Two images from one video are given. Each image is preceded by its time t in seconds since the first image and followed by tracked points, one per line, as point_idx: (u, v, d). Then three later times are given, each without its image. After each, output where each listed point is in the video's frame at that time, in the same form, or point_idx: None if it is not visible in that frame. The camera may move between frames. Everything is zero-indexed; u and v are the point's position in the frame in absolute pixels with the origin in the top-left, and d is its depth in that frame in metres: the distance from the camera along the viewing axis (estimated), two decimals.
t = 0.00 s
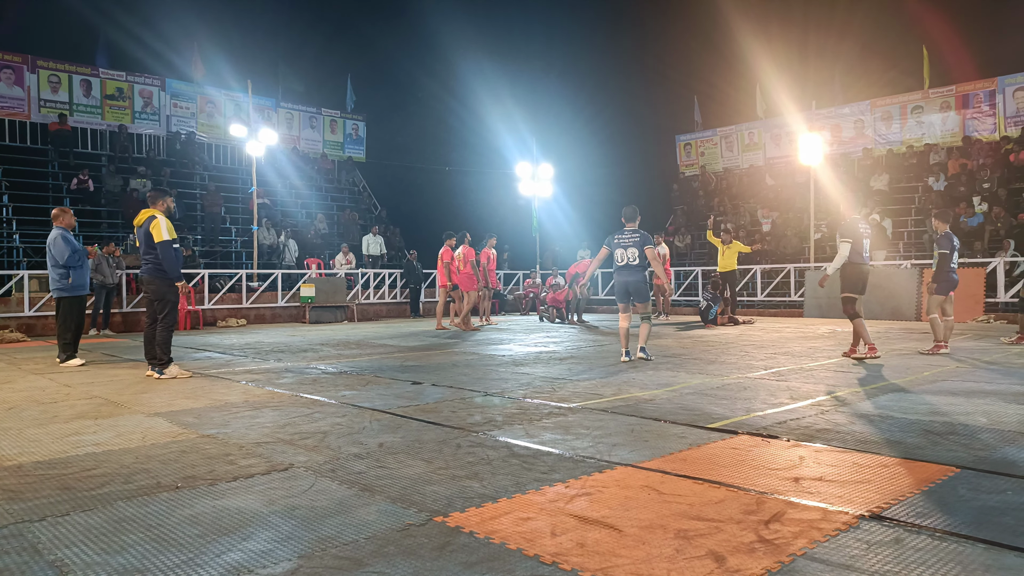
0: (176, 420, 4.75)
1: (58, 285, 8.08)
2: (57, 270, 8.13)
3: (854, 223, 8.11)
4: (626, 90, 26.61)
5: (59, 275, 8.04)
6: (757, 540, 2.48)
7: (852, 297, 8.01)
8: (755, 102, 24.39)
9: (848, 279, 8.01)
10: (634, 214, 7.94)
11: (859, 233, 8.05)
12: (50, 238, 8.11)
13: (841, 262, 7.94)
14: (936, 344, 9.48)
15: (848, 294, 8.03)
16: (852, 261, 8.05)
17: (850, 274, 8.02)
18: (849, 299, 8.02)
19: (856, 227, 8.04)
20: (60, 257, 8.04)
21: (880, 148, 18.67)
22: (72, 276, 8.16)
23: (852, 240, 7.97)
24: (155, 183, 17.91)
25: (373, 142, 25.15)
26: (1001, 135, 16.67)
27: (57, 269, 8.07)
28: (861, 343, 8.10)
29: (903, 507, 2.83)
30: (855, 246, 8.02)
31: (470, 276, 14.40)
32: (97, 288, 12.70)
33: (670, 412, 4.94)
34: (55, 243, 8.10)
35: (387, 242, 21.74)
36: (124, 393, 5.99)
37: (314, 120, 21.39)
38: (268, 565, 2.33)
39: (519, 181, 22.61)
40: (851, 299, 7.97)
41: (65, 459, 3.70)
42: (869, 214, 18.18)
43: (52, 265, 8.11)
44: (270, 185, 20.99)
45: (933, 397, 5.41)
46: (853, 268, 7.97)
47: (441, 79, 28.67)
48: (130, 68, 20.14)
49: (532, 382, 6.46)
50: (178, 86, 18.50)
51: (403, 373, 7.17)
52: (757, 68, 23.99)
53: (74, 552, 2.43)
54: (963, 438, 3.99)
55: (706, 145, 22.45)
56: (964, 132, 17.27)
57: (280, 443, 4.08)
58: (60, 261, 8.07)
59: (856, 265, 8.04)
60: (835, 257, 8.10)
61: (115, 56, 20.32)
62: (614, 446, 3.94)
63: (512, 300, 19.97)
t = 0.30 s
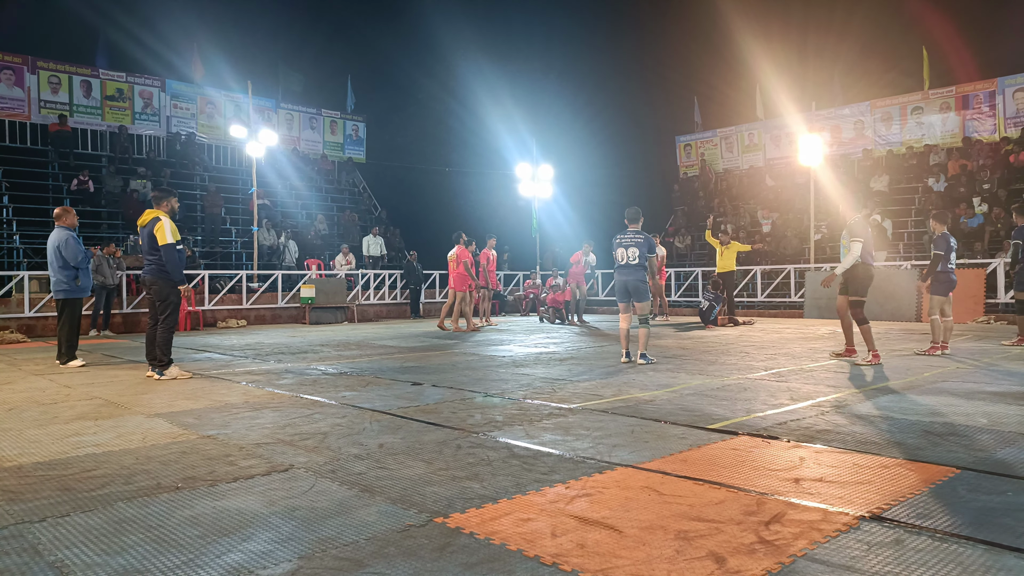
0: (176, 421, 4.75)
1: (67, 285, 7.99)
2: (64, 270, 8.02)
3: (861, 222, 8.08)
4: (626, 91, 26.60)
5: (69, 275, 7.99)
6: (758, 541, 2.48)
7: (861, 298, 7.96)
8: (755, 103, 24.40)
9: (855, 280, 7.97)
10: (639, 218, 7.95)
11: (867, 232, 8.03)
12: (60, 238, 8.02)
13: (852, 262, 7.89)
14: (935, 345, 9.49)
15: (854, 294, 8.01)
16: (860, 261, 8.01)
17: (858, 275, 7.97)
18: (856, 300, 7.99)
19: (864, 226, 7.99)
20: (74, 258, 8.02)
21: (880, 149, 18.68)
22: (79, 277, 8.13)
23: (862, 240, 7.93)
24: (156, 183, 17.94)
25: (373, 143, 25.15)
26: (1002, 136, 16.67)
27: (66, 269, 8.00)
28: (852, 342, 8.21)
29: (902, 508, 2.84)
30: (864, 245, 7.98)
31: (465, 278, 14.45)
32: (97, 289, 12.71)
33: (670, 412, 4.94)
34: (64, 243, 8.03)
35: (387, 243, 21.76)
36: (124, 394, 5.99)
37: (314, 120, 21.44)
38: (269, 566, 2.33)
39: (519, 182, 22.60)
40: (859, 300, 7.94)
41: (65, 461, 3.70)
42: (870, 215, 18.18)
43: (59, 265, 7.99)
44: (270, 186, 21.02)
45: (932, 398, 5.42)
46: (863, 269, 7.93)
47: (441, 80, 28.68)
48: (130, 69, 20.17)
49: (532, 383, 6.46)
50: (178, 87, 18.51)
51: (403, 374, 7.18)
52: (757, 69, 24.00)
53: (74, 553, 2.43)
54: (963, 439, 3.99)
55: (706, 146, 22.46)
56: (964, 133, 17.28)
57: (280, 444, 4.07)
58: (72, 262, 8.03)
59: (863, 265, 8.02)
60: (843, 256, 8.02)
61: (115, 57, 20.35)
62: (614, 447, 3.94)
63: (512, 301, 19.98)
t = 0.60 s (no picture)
0: (175, 422, 4.75)
1: (71, 285, 7.90)
2: (68, 270, 7.94)
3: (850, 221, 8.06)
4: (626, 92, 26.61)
5: (74, 275, 7.93)
6: (757, 541, 2.48)
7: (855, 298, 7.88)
8: (754, 104, 24.42)
9: (847, 279, 7.89)
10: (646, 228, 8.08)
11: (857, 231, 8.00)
12: (64, 238, 7.93)
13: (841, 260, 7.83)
14: (934, 346, 9.50)
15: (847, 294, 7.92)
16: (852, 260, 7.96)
17: (850, 275, 7.92)
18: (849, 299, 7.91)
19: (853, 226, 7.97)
20: (79, 259, 7.98)
21: (880, 149, 18.68)
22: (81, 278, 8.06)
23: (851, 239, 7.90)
24: (155, 184, 17.95)
25: (372, 143, 25.15)
26: (1001, 136, 16.67)
27: (69, 269, 7.94)
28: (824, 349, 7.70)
29: (902, 508, 2.84)
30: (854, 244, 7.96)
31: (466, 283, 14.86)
32: (97, 289, 12.71)
33: (669, 413, 4.94)
34: (69, 243, 7.96)
35: (386, 243, 21.77)
36: (124, 394, 5.98)
37: (313, 121, 21.43)
38: (268, 566, 2.33)
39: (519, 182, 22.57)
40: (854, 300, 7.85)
41: (64, 461, 3.70)
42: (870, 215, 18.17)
43: (63, 265, 7.90)
44: (269, 187, 21.03)
45: (932, 398, 5.42)
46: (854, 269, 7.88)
47: (441, 81, 28.68)
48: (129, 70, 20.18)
49: (532, 383, 6.47)
50: (178, 87, 18.51)
51: (403, 374, 7.18)
52: (756, 70, 24.02)
53: (73, 553, 2.42)
54: (962, 439, 4.00)
55: (705, 146, 22.43)
56: (964, 133, 17.30)
57: (279, 445, 4.07)
58: (76, 262, 7.98)
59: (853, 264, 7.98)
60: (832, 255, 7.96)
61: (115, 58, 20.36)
62: (614, 447, 3.94)
63: (511, 301, 19.99)
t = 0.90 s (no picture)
0: (175, 422, 4.75)
1: (69, 285, 7.90)
2: (66, 270, 7.93)
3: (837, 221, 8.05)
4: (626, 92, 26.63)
5: (72, 275, 7.94)
6: (757, 542, 2.48)
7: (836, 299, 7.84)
8: (754, 105, 24.43)
9: (830, 279, 7.87)
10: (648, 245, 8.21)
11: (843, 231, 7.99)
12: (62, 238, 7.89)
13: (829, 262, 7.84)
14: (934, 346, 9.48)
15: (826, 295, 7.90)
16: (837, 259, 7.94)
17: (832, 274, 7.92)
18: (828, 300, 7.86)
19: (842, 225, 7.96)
20: (77, 258, 7.99)
21: (880, 149, 18.67)
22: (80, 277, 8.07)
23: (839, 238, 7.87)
24: (155, 184, 17.96)
25: (372, 143, 25.14)
26: (1001, 136, 16.66)
27: (69, 269, 7.93)
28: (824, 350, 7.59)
29: (901, 508, 2.84)
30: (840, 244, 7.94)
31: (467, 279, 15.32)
32: (97, 290, 12.71)
33: (670, 413, 4.94)
34: (66, 242, 7.95)
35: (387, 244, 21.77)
36: (124, 394, 5.98)
37: (313, 121, 21.42)
38: (268, 566, 2.33)
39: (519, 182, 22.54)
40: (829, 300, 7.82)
41: (64, 461, 3.69)
42: (870, 216, 18.16)
43: (61, 264, 7.91)
44: (270, 187, 21.04)
45: (932, 399, 5.42)
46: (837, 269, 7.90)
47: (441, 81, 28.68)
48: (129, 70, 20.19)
49: (532, 384, 6.47)
50: (178, 88, 18.51)
51: (403, 375, 7.18)
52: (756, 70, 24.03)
53: (73, 554, 2.42)
54: (963, 440, 3.99)
55: (705, 147, 22.41)
56: (963, 133, 17.30)
57: (279, 445, 4.08)
58: (74, 261, 7.98)
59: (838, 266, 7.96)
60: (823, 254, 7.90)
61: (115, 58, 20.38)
62: (614, 447, 3.94)
63: (512, 302, 20.00)
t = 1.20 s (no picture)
0: (175, 420, 4.76)
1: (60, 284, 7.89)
2: (55, 269, 7.89)
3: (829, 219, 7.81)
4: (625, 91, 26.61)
5: (63, 275, 7.92)
6: (756, 540, 2.48)
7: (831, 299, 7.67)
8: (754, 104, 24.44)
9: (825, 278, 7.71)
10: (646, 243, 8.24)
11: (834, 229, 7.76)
12: (52, 236, 7.86)
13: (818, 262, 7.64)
14: (933, 345, 9.49)
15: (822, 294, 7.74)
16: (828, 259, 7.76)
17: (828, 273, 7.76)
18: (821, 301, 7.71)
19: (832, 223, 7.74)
20: (66, 257, 7.93)
21: (880, 148, 18.64)
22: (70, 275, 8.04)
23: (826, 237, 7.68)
24: (154, 182, 17.95)
25: (371, 142, 25.10)
26: (1000, 135, 16.68)
27: (59, 269, 7.91)
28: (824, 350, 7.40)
29: (900, 506, 2.84)
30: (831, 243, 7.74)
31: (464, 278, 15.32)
32: (96, 288, 12.70)
33: (668, 412, 4.95)
34: (55, 242, 7.88)
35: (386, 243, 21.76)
36: (123, 393, 5.98)
37: (312, 120, 21.37)
38: (267, 564, 2.33)
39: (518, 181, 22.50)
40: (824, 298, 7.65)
41: (63, 459, 3.70)
42: (870, 214, 18.17)
43: (51, 264, 7.87)
44: (269, 186, 21.05)
45: (930, 397, 5.42)
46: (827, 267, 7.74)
47: (440, 80, 28.62)
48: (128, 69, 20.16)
49: (531, 382, 6.47)
50: (177, 86, 18.49)
51: (402, 373, 7.20)
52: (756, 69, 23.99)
53: (73, 552, 2.42)
54: (961, 438, 4.00)
55: (704, 145, 22.42)
56: (963, 132, 17.29)
57: (278, 443, 4.08)
58: (64, 261, 7.93)
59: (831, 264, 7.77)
60: (812, 253, 7.74)
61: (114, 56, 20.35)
62: (613, 446, 3.94)
63: (511, 301, 20.01)
